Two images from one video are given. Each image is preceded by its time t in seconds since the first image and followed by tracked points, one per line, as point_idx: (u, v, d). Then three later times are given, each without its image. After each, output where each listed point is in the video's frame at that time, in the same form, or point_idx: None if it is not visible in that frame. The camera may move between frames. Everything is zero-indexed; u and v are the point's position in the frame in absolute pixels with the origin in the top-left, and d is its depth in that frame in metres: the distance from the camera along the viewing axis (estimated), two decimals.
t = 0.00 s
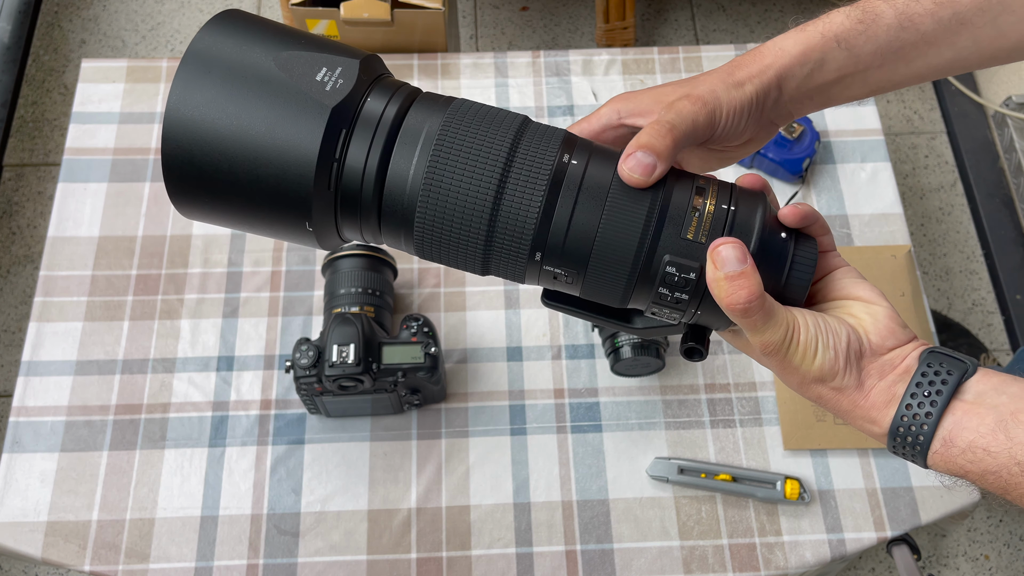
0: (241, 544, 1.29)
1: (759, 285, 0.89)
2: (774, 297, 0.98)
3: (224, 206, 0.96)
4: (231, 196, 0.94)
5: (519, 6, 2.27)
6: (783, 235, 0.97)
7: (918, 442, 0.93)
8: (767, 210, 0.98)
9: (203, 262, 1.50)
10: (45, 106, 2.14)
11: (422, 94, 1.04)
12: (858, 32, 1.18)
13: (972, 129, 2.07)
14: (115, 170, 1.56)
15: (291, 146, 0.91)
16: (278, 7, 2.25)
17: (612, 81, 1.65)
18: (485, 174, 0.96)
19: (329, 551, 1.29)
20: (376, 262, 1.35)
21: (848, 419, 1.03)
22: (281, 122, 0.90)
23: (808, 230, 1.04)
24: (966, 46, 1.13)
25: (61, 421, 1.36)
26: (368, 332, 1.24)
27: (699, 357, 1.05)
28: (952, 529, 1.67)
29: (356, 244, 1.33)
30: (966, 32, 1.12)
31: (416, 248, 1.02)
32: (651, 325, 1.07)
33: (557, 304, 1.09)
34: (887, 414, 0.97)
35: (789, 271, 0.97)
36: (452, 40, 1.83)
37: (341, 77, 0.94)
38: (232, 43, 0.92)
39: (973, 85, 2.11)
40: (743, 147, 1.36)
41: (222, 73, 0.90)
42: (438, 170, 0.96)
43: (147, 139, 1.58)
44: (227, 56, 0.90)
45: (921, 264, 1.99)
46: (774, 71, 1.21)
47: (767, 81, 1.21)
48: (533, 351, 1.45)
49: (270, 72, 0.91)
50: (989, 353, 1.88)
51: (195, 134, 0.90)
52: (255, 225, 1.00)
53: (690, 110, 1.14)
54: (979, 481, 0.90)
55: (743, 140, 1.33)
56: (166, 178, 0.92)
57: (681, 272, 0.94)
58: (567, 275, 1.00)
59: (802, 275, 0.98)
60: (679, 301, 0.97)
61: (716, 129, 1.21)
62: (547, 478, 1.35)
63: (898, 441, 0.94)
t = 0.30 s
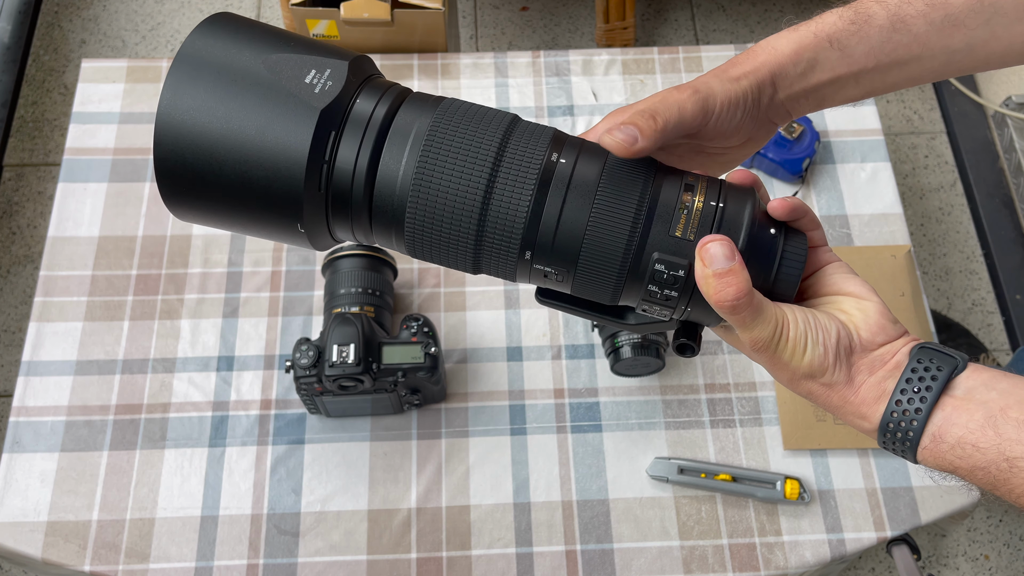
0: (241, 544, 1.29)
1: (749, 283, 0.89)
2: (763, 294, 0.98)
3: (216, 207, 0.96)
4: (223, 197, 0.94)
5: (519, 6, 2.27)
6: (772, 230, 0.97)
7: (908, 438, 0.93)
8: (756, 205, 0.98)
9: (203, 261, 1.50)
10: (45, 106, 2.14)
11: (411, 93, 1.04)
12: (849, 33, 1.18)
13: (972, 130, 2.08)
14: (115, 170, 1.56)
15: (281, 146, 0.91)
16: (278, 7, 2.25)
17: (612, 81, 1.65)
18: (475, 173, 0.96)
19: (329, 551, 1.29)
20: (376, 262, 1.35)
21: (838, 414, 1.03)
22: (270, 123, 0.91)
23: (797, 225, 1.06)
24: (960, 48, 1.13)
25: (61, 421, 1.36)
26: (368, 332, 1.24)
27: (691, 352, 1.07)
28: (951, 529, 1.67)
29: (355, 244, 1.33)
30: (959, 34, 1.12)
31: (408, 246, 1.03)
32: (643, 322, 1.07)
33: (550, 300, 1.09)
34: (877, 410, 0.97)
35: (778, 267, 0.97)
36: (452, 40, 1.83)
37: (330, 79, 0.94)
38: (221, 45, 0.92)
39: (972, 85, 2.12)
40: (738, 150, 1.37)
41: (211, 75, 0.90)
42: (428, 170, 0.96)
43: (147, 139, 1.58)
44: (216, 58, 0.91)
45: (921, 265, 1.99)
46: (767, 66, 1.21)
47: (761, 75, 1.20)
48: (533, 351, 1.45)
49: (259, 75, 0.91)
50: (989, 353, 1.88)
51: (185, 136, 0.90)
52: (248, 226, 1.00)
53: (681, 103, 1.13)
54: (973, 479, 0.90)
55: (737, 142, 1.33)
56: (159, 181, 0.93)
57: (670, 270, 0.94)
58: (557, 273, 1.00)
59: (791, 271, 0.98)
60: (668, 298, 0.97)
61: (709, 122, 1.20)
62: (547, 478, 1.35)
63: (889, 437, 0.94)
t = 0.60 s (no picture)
0: (241, 544, 1.29)
1: (744, 286, 0.89)
2: (758, 295, 0.98)
3: (214, 218, 0.96)
4: (220, 208, 0.94)
5: (519, 6, 2.27)
6: (767, 231, 0.97)
7: (904, 436, 0.93)
8: (751, 207, 0.98)
9: (203, 261, 1.50)
10: (45, 106, 2.14)
11: (404, 102, 1.04)
12: (841, 38, 1.18)
13: (972, 130, 2.07)
14: (115, 170, 1.56)
15: (275, 157, 0.91)
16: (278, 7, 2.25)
17: (612, 81, 1.65)
18: (468, 182, 0.96)
19: (328, 551, 1.29)
20: (376, 263, 1.35)
21: (835, 413, 1.03)
22: (264, 135, 0.91)
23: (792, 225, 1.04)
24: (952, 53, 1.13)
25: (61, 421, 1.36)
26: (368, 332, 1.24)
27: (689, 352, 1.08)
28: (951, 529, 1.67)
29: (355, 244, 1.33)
30: (951, 39, 1.12)
31: (405, 254, 1.03)
32: (642, 323, 1.07)
33: (551, 301, 1.09)
34: (874, 409, 0.98)
35: (773, 269, 0.97)
36: (452, 40, 1.82)
37: (322, 90, 0.94)
38: (214, 58, 0.92)
39: (972, 85, 2.11)
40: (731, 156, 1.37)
41: (204, 89, 0.90)
42: (420, 180, 0.96)
43: (147, 139, 1.58)
44: (209, 71, 0.91)
45: (921, 264, 1.99)
46: (758, 76, 1.21)
47: (752, 86, 1.21)
48: (533, 351, 1.45)
49: (251, 89, 0.91)
50: (989, 353, 1.88)
51: (181, 149, 0.90)
52: (245, 235, 1.00)
53: (673, 114, 1.13)
54: (970, 478, 0.90)
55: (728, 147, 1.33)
56: (157, 197, 0.94)
57: (665, 273, 0.94)
58: (554, 278, 1.00)
59: (787, 272, 0.98)
60: (664, 301, 0.97)
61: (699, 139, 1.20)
62: (547, 479, 1.35)
63: (885, 436, 0.94)
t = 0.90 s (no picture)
0: (241, 544, 1.29)
1: (738, 282, 0.89)
2: (754, 292, 0.98)
3: (212, 210, 0.96)
4: (217, 199, 0.94)
5: (519, 6, 2.27)
6: (763, 227, 0.97)
7: (899, 434, 0.93)
8: (748, 203, 0.97)
9: (203, 261, 1.50)
10: (45, 106, 2.15)
11: (402, 95, 1.04)
12: (848, 39, 1.17)
13: (972, 130, 2.07)
14: (115, 170, 1.56)
15: (273, 149, 0.91)
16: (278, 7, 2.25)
17: (612, 81, 1.65)
18: (465, 175, 0.96)
19: (329, 551, 1.29)
20: (376, 262, 1.35)
21: (830, 410, 1.03)
22: (262, 127, 0.91)
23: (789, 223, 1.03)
24: (961, 52, 1.12)
25: (62, 421, 1.36)
26: (368, 332, 1.24)
27: (685, 347, 1.08)
28: (952, 529, 1.67)
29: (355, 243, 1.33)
30: (960, 37, 1.11)
31: (402, 247, 1.03)
32: (639, 319, 1.06)
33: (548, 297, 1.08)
34: (869, 407, 0.98)
35: (769, 265, 0.97)
36: (452, 40, 1.83)
37: (320, 82, 0.94)
38: (213, 50, 0.92)
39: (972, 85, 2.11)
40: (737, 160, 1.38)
41: (203, 80, 0.90)
42: (417, 173, 0.96)
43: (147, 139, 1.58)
44: (208, 63, 0.91)
45: (921, 264, 1.99)
46: (759, 82, 1.22)
47: (753, 91, 1.22)
48: (533, 351, 1.45)
49: (249, 81, 0.91)
50: (989, 353, 1.88)
51: (179, 141, 0.90)
52: (243, 227, 1.00)
53: (668, 119, 1.13)
54: (965, 477, 0.90)
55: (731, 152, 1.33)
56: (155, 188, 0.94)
57: (660, 269, 0.94)
58: (549, 273, 1.00)
59: (783, 269, 0.98)
60: (660, 297, 0.97)
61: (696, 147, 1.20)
62: (547, 479, 1.35)
63: (880, 434, 0.95)
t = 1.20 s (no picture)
0: (241, 544, 1.29)
1: (735, 283, 0.89)
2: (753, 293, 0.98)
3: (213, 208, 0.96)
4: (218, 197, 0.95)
5: (519, 6, 2.27)
6: (761, 229, 0.97)
7: (897, 437, 0.93)
8: (746, 204, 0.97)
9: (203, 261, 1.50)
10: (45, 106, 2.15)
11: (403, 96, 1.04)
12: (853, 41, 1.17)
13: (973, 130, 2.07)
14: (115, 170, 1.56)
15: (273, 147, 0.92)
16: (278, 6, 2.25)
17: (612, 81, 1.65)
18: (465, 175, 0.96)
19: (329, 551, 1.29)
20: (376, 263, 1.35)
21: (828, 413, 1.03)
22: (264, 125, 0.91)
23: (788, 223, 1.03)
24: (967, 55, 1.12)
25: (61, 421, 1.36)
26: (368, 332, 1.24)
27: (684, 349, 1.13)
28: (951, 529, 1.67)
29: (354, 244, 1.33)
30: (965, 40, 1.12)
31: (401, 246, 1.03)
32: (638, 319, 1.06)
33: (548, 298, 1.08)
34: (867, 409, 0.98)
35: (767, 265, 0.97)
36: (452, 40, 1.82)
37: (322, 82, 0.95)
38: (216, 48, 0.92)
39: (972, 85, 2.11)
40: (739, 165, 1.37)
41: (204, 78, 0.91)
42: (417, 172, 0.96)
43: (147, 139, 1.58)
44: (210, 62, 0.91)
45: (921, 264, 1.99)
46: (761, 84, 1.21)
47: (755, 93, 1.21)
48: (533, 351, 1.45)
49: (252, 79, 0.92)
50: (989, 353, 1.88)
51: (181, 139, 0.91)
52: (244, 225, 1.00)
53: (666, 123, 1.13)
54: (964, 479, 0.90)
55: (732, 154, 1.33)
56: (158, 185, 0.94)
57: (658, 269, 0.94)
58: (548, 272, 1.00)
59: (781, 270, 0.98)
60: (657, 297, 0.97)
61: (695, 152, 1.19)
62: (547, 479, 1.35)
63: (878, 436, 0.94)
